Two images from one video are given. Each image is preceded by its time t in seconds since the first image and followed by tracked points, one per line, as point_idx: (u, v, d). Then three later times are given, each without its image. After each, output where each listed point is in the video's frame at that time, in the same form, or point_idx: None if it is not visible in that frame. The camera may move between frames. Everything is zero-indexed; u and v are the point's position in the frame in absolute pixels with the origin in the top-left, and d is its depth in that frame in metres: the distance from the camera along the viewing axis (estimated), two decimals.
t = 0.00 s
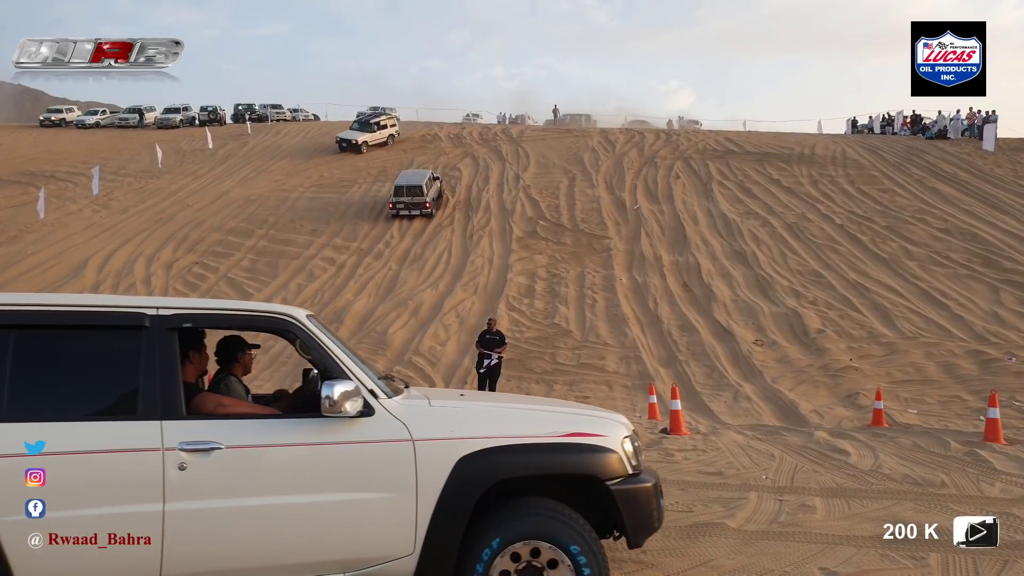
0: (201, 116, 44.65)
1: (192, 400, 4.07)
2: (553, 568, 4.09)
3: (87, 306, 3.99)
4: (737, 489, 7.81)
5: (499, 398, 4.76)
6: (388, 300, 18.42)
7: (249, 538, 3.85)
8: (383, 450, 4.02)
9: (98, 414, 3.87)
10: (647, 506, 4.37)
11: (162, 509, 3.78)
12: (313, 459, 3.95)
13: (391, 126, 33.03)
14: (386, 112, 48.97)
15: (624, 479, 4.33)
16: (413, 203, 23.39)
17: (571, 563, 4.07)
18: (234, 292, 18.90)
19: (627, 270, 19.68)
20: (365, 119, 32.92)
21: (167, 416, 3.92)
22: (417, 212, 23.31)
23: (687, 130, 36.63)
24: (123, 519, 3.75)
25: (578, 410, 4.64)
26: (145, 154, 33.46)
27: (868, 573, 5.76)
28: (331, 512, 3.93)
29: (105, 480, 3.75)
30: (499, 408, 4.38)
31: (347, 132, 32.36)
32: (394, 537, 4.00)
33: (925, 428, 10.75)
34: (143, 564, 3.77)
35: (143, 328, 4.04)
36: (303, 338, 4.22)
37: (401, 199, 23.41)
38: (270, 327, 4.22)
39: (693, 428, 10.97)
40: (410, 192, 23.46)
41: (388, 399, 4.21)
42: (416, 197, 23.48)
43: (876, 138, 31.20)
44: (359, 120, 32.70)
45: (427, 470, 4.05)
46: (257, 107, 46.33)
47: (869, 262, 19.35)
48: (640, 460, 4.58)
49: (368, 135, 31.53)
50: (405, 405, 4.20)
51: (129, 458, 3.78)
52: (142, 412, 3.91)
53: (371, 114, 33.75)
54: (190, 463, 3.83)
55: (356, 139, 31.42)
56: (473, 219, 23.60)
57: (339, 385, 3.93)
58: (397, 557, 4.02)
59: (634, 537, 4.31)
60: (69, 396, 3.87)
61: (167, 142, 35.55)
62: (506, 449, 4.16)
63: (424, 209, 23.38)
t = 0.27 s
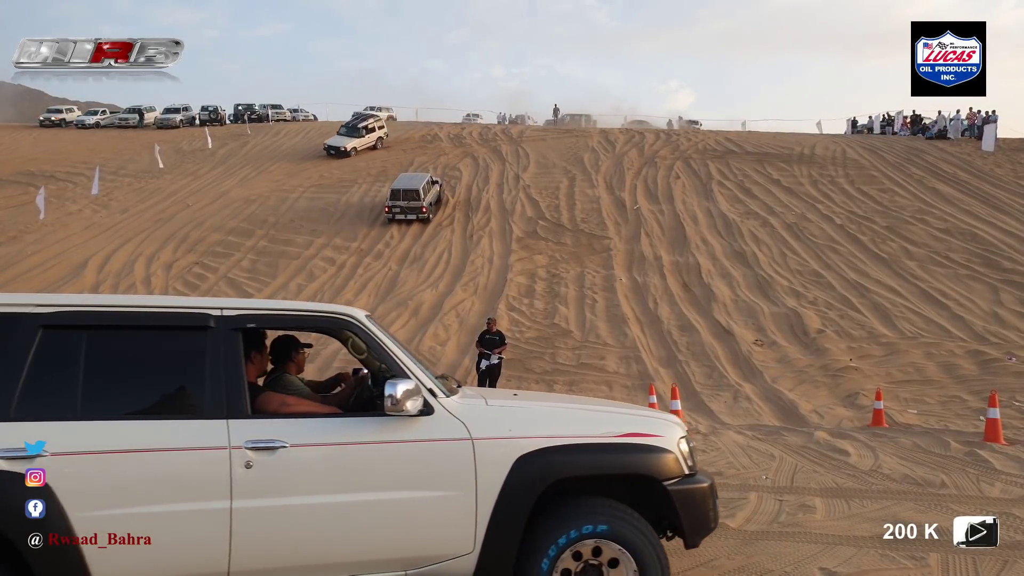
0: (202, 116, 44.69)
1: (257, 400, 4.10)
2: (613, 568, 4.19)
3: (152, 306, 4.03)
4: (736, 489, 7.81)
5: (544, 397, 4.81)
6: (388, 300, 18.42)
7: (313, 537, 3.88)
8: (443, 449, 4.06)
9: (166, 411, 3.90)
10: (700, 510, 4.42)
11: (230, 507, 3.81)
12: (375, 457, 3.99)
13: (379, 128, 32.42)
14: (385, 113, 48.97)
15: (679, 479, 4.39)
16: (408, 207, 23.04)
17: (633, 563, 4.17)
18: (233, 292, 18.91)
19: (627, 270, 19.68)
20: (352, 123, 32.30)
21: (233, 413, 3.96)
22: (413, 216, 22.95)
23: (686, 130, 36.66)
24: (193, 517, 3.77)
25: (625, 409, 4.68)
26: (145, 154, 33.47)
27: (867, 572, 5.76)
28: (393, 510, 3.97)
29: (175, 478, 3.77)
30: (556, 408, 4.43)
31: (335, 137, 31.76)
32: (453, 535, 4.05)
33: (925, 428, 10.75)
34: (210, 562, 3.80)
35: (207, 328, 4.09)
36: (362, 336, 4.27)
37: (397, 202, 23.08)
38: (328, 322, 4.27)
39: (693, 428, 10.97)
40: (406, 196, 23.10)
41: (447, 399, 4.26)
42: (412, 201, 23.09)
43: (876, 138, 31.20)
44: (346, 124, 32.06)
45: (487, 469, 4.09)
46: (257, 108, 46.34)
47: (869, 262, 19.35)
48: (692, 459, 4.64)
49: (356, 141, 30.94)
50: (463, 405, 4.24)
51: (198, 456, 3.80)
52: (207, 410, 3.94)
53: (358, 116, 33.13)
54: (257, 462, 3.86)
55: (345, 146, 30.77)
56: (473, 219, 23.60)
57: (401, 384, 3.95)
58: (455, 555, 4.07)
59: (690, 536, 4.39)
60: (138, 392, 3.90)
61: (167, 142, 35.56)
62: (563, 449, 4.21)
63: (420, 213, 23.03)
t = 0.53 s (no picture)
0: (202, 116, 44.73)
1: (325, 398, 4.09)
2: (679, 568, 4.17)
3: (226, 307, 4.03)
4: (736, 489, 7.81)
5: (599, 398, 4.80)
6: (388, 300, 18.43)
7: (384, 534, 3.85)
8: (512, 447, 4.04)
9: (246, 409, 3.88)
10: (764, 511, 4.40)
11: (305, 502, 3.78)
12: (446, 455, 3.97)
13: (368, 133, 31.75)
14: (385, 112, 49.00)
15: (739, 478, 4.35)
16: (404, 214, 22.62)
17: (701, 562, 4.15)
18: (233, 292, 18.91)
19: (627, 270, 19.68)
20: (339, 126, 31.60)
21: (306, 410, 3.93)
22: (408, 223, 22.52)
23: (685, 129, 36.72)
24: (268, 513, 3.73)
25: (684, 408, 4.64)
26: (145, 154, 33.48)
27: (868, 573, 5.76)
28: (463, 507, 3.95)
29: (254, 473, 3.73)
30: (619, 407, 4.41)
31: (321, 141, 31.03)
32: (522, 534, 4.03)
33: (924, 428, 10.75)
34: (283, 559, 3.76)
35: (280, 327, 4.08)
36: (428, 335, 4.29)
37: (392, 209, 22.69)
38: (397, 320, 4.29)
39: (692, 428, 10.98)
40: (402, 203, 22.68)
41: (511, 396, 4.25)
42: (408, 208, 22.65)
43: (876, 138, 31.21)
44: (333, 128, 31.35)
45: (555, 466, 4.07)
46: (257, 107, 46.36)
47: (869, 262, 19.35)
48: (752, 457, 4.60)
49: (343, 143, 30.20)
50: (530, 405, 4.22)
51: (275, 452, 3.78)
52: (266, 407, 3.90)
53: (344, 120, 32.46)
54: (331, 458, 3.84)
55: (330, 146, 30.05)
56: (473, 219, 23.61)
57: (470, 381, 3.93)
58: (524, 553, 4.05)
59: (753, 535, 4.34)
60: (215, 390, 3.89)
61: (167, 142, 35.57)
62: (630, 447, 4.19)
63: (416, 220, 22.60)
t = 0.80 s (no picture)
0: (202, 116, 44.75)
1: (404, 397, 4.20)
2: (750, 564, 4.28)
3: (306, 308, 4.14)
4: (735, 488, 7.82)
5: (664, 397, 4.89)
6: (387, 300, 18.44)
7: (463, 530, 3.96)
8: (583, 445, 4.13)
9: (331, 407, 3.97)
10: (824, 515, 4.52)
11: (387, 497, 3.89)
12: (520, 452, 4.06)
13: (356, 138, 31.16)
14: (384, 112, 49.00)
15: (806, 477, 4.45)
16: (398, 219, 22.16)
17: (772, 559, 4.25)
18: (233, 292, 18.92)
19: (627, 270, 19.69)
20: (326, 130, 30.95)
21: (386, 408, 4.03)
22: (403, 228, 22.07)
23: (683, 129, 36.79)
24: (353, 508, 3.85)
25: (747, 407, 4.73)
26: (145, 154, 33.49)
27: (868, 572, 5.76)
28: (538, 503, 4.04)
29: (338, 469, 3.85)
30: (684, 407, 4.50)
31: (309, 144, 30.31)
32: (593, 530, 4.13)
33: (924, 428, 10.76)
34: (365, 553, 3.87)
35: (360, 327, 4.19)
36: (502, 334, 4.40)
37: (386, 213, 22.22)
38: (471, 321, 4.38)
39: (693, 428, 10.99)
40: (396, 207, 22.23)
41: (582, 396, 4.34)
42: (402, 212, 22.21)
43: (876, 138, 31.22)
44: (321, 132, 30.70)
45: (626, 463, 4.16)
46: (257, 107, 46.35)
47: (869, 262, 19.36)
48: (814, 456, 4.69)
49: (332, 147, 29.58)
50: (600, 404, 4.32)
51: (357, 448, 3.88)
52: (351, 404, 4.01)
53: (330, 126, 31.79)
54: (411, 454, 3.94)
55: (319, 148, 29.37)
56: (473, 219, 23.62)
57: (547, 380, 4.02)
58: (597, 548, 4.15)
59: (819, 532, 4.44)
60: (301, 388, 3.99)
61: (167, 142, 35.58)
62: (697, 445, 4.28)
63: (411, 226, 22.14)
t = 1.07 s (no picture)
0: (202, 117, 44.80)
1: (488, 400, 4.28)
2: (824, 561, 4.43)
3: (389, 310, 4.19)
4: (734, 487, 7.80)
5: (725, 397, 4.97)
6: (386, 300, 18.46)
7: (549, 528, 4.03)
8: (662, 446, 4.20)
9: (420, 408, 4.04)
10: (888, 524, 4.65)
11: (477, 496, 3.95)
12: (602, 452, 4.13)
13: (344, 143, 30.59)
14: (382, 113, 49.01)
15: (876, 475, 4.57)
16: (391, 227, 21.79)
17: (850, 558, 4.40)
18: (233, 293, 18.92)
19: (626, 270, 19.69)
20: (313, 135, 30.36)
21: (471, 409, 4.10)
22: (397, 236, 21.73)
23: (681, 129, 36.83)
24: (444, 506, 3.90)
25: (814, 407, 4.82)
26: (145, 154, 33.49)
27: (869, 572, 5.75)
28: (621, 503, 4.12)
29: (429, 469, 3.90)
30: (757, 408, 4.58)
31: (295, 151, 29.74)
32: (673, 529, 4.21)
33: (923, 429, 10.76)
34: (456, 551, 3.94)
35: (443, 329, 4.23)
36: (579, 337, 4.47)
37: (378, 221, 21.80)
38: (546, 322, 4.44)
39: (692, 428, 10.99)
40: (388, 213, 21.82)
41: (658, 398, 4.42)
42: (395, 219, 21.83)
43: (876, 138, 31.22)
44: (308, 138, 30.10)
45: (704, 463, 4.25)
46: (257, 108, 46.37)
47: (869, 263, 19.36)
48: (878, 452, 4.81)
49: (321, 154, 29.03)
50: (674, 406, 4.40)
51: (447, 448, 3.94)
52: (439, 406, 4.07)
53: (316, 130, 31.19)
54: (498, 454, 4.00)
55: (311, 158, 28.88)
56: (473, 219, 23.62)
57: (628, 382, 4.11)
58: (676, 546, 4.24)
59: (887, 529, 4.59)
60: (390, 390, 4.05)
61: (167, 142, 35.59)
62: (772, 446, 4.37)
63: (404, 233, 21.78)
